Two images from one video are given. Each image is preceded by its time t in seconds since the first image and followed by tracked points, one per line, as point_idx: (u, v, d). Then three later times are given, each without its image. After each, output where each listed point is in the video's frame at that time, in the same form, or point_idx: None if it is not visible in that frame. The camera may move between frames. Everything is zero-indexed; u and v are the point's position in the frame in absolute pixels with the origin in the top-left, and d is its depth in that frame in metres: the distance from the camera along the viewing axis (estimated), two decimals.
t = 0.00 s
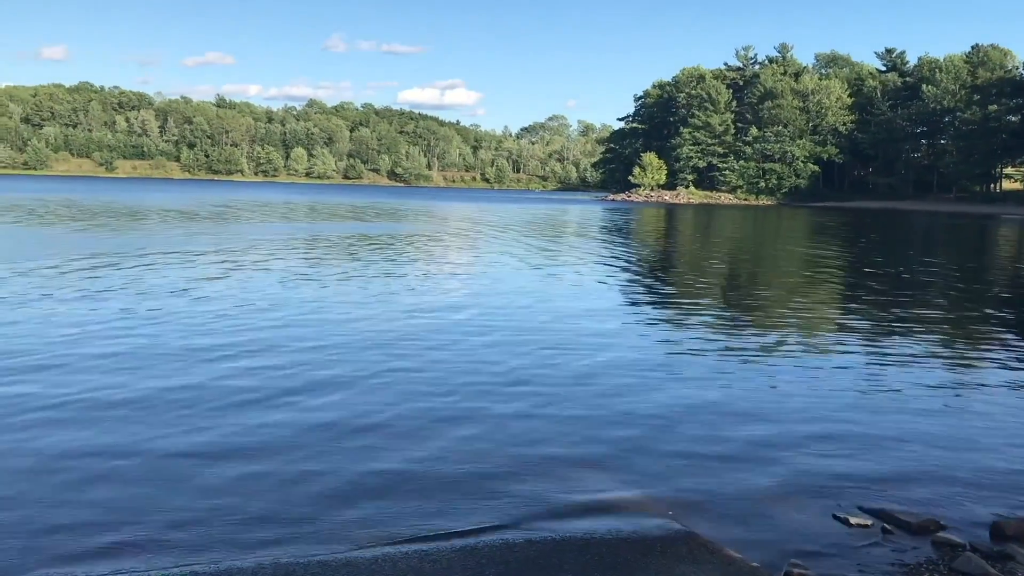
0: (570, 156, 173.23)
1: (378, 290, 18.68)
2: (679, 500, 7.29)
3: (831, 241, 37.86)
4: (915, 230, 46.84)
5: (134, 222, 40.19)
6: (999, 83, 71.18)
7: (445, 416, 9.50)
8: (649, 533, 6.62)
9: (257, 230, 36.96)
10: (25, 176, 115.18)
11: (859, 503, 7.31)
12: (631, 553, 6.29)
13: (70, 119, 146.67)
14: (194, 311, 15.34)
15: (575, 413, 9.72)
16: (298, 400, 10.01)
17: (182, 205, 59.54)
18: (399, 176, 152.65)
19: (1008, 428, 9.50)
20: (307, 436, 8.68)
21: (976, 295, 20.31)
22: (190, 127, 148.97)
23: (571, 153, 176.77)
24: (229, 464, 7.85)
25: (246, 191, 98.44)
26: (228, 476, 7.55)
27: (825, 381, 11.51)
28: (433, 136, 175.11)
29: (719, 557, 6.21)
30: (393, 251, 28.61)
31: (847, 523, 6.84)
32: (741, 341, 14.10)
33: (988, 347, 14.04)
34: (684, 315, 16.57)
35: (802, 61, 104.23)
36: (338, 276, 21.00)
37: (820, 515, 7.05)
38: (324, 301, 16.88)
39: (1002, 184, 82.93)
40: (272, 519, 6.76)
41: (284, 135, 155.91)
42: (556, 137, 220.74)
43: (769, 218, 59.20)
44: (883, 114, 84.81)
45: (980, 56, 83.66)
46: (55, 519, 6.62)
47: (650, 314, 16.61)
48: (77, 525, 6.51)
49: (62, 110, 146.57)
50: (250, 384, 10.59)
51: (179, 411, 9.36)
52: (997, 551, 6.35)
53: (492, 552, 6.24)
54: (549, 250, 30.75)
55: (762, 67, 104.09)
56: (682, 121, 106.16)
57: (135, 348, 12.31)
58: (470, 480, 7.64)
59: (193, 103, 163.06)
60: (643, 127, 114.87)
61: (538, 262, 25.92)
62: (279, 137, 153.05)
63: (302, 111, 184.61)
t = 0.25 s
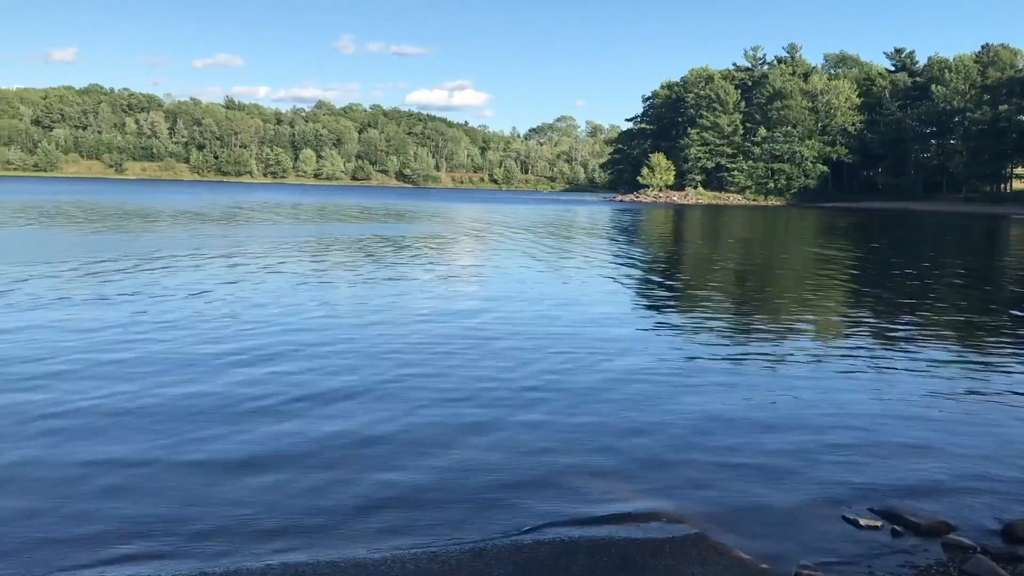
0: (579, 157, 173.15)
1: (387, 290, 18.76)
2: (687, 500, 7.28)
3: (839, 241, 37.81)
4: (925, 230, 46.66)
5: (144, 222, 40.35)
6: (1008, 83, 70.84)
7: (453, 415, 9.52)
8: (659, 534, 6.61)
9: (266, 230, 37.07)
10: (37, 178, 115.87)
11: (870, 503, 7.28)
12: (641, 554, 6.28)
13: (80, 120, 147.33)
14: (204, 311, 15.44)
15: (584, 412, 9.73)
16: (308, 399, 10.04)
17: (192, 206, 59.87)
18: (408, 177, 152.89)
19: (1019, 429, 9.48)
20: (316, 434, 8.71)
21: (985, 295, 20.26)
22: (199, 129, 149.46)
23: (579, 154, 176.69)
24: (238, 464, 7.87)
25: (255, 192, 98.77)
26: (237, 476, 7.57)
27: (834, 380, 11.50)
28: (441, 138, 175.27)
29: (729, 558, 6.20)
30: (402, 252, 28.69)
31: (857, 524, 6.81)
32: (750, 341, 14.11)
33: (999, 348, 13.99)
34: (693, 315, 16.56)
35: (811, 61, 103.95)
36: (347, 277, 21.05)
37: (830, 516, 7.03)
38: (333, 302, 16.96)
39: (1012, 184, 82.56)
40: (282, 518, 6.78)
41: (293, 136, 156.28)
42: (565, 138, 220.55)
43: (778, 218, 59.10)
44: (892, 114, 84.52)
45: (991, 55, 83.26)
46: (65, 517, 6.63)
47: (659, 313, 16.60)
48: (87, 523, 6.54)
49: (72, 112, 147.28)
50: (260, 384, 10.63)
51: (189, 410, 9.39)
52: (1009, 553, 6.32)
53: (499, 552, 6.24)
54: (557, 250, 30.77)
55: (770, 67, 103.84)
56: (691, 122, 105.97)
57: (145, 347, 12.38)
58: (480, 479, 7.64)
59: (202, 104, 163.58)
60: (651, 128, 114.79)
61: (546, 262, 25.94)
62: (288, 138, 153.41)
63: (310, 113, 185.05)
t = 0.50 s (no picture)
0: (588, 158, 172.98)
1: (395, 294, 18.82)
2: (697, 504, 7.27)
3: (849, 244, 37.69)
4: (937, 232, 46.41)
5: (155, 225, 40.60)
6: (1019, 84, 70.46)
7: (463, 420, 9.54)
8: (669, 537, 6.60)
9: (276, 233, 37.21)
10: (48, 181, 116.55)
11: (880, 507, 7.26)
12: (649, 557, 6.28)
13: (91, 123, 148.13)
14: (214, 315, 15.53)
15: (593, 416, 9.73)
16: (317, 404, 10.08)
17: (202, 208, 60.11)
18: (417, 179, 153.12)
19: None
20: (325, 440, 8.73)
21: (997, 298, 20.15)
22: (209, 131, 150.09)
23: (589, 155, 176.54)
24: (246, 469, 7.89)
25: (265, 194, 99.12)
26: (246, 482, 7.60)
27: (844, 384, 11.48)
28: (450, 140, 175.47)
29: (738, 561, 6.19)
30: (411, 254, 28.77)
31: (867, 528, 6.78)
32: (758, 344, 14.11)
33: (1010, 351, 13.93)
34: (702, 318, 16.55)
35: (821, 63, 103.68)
36: (357, 280, 21.12)
37: (840, 519, 7.01)
38: (342, 306, 17.04)
39: None
40: (290, 521, 6.80)
41: (303, 138, 156.71)
42: (574, 139, 220.52)
43: (788, 220, 58.99)
44: (902, 116, 84.20)
45: (1002, 57, 82.84)
46: (74, 524, 6.66)
47: (668, 316, 16.60)
48: (97, 529, 6.57)
49: (83, 115, 148.09)
50: (269, 389, 10.66)
51: (199, 416, 9.45)
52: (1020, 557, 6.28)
53: (507, 555, 6.24)
54: (566, 253, 30.79)
55: (780, 69, 103.63)
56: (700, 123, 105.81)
57: (154, 352, 12.45)
58: (489, 484, 7.66)
59: (212, 107, 164.25)
60: (661, 130, 114.68)
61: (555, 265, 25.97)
62: (298, 141, 153.84)
63: (320, 115, 185.52)
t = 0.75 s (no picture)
0: (600, 161, 172.88)
1: (406, 297, 18.88)
2: (709, 508, 7.25)
3: (861, 247, 37.54)
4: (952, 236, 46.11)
5: (170, 228, 40.87)
6: None
7: (474, 424, 9.54)
8: (682, 541, 6.56)
9: (288, 236, 37.43)
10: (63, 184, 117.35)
11: (893, 512, 7.22)
12: (661, 560, 6.26)
13: (105, 126, 149.10)
14: (225, 319, 15.62)
15: (604, 421, 9.72)
16: (330, 409, 10.11)
17: (216, 211, 60.44)
18: (429, 182, 153.33)
19: None
20: (337, 444, 8.76)
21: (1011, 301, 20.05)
22: (223, 135, 150.81)
23: (601, 158, 176.36)
24: (259, 473, 7.92)
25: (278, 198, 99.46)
26: (258, 486, 7.62)
27: (858, 387, 11.43)
28: (462, 143, 175.63)
29: (750, 564, 6.17)
30: (424, 257, 28.86)
31: (881, 532, 6.75)
32: (770, 347, 14.07)
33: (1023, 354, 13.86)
34: (714, 321, 16.53)
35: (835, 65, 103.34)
36: (368, 283, 21.24)
37: (854, 523, 6.98)
38: (353, 309, 17.11)
39: None
40: (302, 525, 6.82)
41: (316, 141, 157.25)
42: (587, 142, 220.53)
43: (802, 224, 58.80)
44: (916, 119, 83.80)
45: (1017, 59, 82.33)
46: (87, 528, 6.69)
47: (680, 320, 16.61)
48: (109, 534, 6.61)
49: (97, 118, 149.14)
50: (282, 394, 10.70)
51: (212, 422, 9.49)
52: None
53: (519, 558, 6.23)
54: (579, 255, 30.80)
55: (793, 72, 103.38)
56: (712, 127, 105.61)
57: (165, 357, 12.53)
58: (499, 488, 7.65)
59: (226, 110, 165.08)
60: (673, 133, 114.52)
61: (566, 268, 26.02)
62: (311, 144, 154.37)
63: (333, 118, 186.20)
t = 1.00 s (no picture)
0: (611, 164, 172.78)
1: (416, 299, 18.92)
2: (720, 511, 7.23)
3: (873, 250, 37.47)
4: (964, 240, 45.85)
5: (182, 229, 41.06)
6: None
7: (483, 425, 9.54)
8: (692, 544, 6.55)
9: (299, 237, 37.56)
10: (77, 185, 117.95)
11: (906, 516, 7.19)
12: (673, 562, 6.25)
13: (118, 128, 149.87)
14: (235, 319, 15.66)
15: (614, 423, 9.70)
16: (340, 408, 10.12)
17: (228, 212, 60.64)
18: (440, 184, 153.50)
19: None
20: (348, 444, 8.77)
21: None
22: (235, 136, 151.33)
23: (612, 160, 176.31)
24: (268, 473, 7.93)
25: (290, 199, 99.68)
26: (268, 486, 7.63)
27: (869, 392, 11.38)
28: (473, 145, 175.79)
29: (762, 568, 6.15)
30: (435, 259, 28.91)
31: (893, 536, 6.72)
32: (781, 349, 14.04)
33: None
34: (726, 324, 16.48)
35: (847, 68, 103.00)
36: (379, 285, 21.27)
37: (866, 527, 6.95)
38: (362, 310, 17.15)
39: None
40: (313, 526, 6.82)
41: (328, 143, 157.60)
42: (598, 145, 220.42)
43: (814, 227, 58.60)
44: (929, 122, 83.40)
45: None
46: (95, 528, 6.70)
47: (691, 322, 16.57)
48: (119, 533, 6.62)
49: (111, 119, 149.90)
50: (291, 394, 10.71)
51: (222, 420, 9.50)
52: None
53: (530, 560, 6.23)
54: (590, 257, 30.86)
55: (805, 75, 103.09)
56: (724, 129, 105.42)
57: (175, 357, 12.55)
58: (510, 488, 7.64)
59: (238, 112, 165.67)
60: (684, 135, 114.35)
61: (576, 270, 26.01)
62: (323, 146, 154.69)
63: (345, 120, 186.64)
